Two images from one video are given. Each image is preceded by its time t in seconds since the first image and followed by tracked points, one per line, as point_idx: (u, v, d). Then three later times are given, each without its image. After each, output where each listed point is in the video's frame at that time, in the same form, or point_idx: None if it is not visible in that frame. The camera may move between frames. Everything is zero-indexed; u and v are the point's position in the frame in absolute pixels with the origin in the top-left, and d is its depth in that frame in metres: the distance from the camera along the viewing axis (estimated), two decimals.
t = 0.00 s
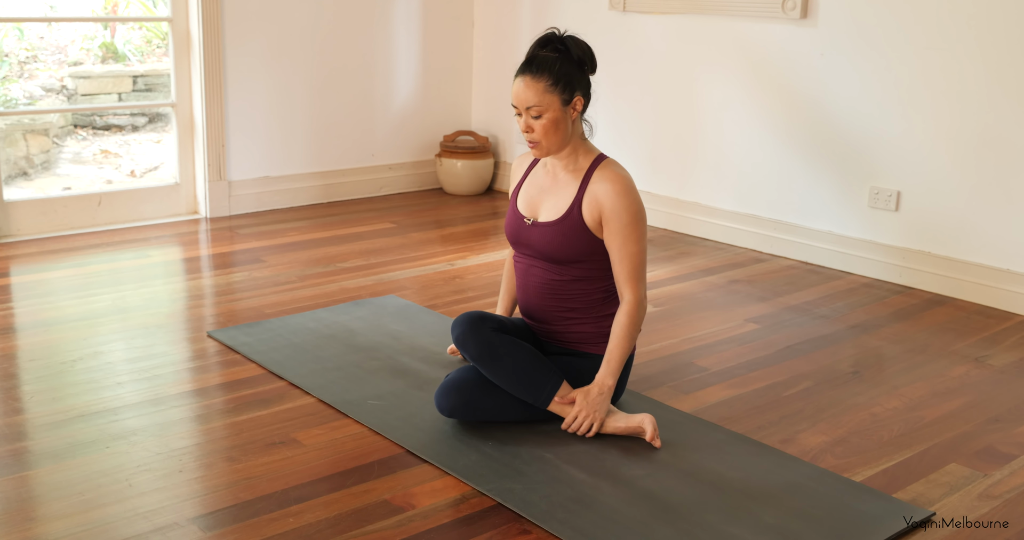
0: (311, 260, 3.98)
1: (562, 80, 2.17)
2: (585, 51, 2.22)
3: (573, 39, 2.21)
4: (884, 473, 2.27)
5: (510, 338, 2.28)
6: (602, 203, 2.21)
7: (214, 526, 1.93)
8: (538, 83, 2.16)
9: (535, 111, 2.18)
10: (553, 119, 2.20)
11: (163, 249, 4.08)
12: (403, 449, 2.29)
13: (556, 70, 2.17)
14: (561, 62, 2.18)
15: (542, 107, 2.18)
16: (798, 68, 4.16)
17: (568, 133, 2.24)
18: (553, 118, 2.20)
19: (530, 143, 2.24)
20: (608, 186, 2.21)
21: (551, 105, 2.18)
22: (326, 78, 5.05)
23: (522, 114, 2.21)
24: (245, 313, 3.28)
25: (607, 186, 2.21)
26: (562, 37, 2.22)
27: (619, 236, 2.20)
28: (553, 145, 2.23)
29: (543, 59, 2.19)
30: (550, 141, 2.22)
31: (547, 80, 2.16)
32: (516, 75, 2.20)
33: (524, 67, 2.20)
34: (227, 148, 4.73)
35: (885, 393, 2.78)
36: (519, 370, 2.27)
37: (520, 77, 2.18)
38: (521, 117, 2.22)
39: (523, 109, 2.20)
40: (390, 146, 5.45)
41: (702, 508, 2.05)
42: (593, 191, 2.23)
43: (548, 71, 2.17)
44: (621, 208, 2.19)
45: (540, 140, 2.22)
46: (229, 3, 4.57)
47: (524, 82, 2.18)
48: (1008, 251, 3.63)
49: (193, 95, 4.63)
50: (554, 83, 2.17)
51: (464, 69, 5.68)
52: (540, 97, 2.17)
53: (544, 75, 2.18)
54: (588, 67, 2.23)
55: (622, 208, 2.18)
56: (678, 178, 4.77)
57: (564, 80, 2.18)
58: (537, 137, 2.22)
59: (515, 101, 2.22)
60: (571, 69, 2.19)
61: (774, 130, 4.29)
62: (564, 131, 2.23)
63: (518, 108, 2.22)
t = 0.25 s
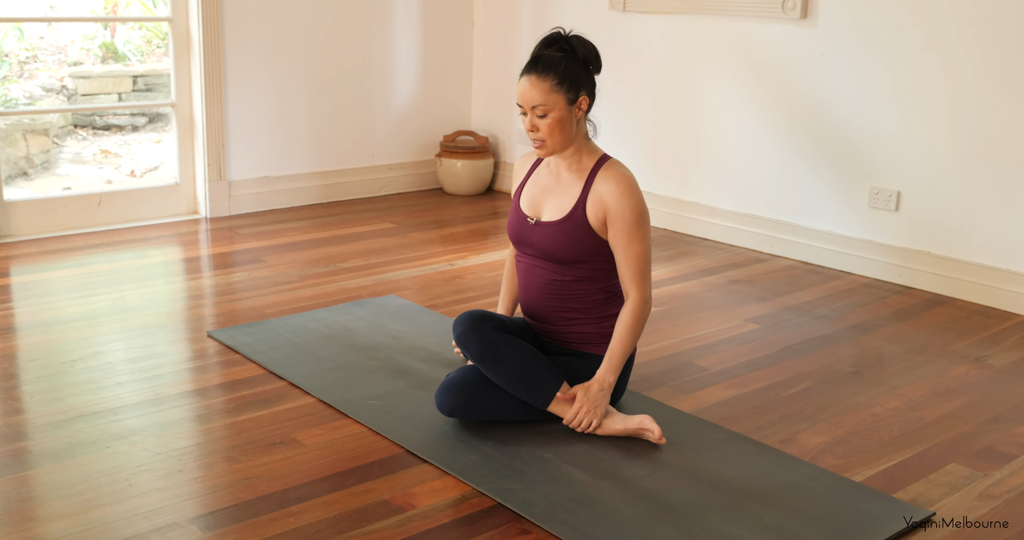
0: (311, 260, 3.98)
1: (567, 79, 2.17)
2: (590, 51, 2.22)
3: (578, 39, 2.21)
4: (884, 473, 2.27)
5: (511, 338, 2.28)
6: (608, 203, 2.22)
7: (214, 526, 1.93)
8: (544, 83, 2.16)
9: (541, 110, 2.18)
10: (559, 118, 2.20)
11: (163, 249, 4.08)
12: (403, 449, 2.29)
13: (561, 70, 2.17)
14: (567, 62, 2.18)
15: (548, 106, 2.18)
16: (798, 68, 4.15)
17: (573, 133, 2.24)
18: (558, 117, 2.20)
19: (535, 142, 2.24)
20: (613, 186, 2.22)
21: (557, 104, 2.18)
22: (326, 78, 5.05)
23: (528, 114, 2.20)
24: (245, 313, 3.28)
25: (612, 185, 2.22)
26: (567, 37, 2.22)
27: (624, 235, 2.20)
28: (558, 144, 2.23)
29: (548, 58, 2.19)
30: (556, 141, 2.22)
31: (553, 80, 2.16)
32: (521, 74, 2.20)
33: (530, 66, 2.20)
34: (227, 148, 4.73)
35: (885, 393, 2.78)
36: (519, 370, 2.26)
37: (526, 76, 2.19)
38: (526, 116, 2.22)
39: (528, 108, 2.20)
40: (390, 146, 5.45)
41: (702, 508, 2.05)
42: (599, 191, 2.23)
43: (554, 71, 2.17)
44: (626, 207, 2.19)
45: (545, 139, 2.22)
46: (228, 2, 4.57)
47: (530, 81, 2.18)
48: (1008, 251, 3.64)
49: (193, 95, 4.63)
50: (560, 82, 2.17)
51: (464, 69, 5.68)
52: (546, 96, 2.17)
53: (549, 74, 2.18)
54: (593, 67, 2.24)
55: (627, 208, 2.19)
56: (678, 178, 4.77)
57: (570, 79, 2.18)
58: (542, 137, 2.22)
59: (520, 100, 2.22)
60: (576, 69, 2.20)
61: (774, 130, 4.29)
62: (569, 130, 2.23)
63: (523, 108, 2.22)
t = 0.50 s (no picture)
0: (311, 261, 3.98)
1: (571, 79, 2.17)
2: (594, 51, 2.22)
3: (582, 39, 2.21)
4: (884, 473, 2.27)
5: (511, 337, 2.28)
6: (609, 203, 2.22)
7: (214, 526, 1.93)
8: (548, 82, 2.16)
9: (544, 109, 2.18)
10: (562, 118, 2.20)
11: (163, 249, 4.08)
12: (403, 449, 2.29)
13: (565, 70, 2.17)
14: (570, 61, 2.18)
15: (551, 105, 2.18)
16: (798, 68, 4.15)
17: (576, 132, 2.25)
18: (561, 117, 2.20)
19: (538, 142, 2.24)
20: (615, 186, 2.22)
21: (560, 104, 2.18)
22: (326, 78, 5.05)
23: (531, 113, 2.21)
24: (245, 313, 3.28)
25: (614, 185, 2.22)
26: (571, 36, 2.22)
27: (625, 236, 2.20)
28: (561, 144, 2.23)
29: (552, 57, 2.19)
30: (559, 140, 2.22)
31: (556, 79, 2.16)
32: (525, 74, 2.20)
33: (533, 65, 2.20)
34: (227, 148, 4.73)
35: (885, 392, 2.78)
36: (519, 369, 2.26)
37: (529, 76, 2.19)
38: (529, 115, 2.22)
39: (531, 108, 2.20)
40: (390, 145, 5.45)
41: (702, 508, 2.05)
42: (600, 191, 2.24)
43: (557, 70, 2.17)
44: (628, 208, 2.20)
45: (548, 139, 2.22)
46: (229, 2, 4.57)
47: (533, 80, 2.18)
48: (1008, 251, 3.64)
49: (193, 96, 4.63)
50: (563, 82, 2.17)
51: (464, 69, 5.68)
52: (549, 95, 2.17)
53: (553, 73, 2.18)
54: (597, 67, 2.23)
55: (629, 209, 2.19)
56: (678, 178, 4.77)
57: (573, 79, 2.18)
58: (545, 136, 2.22)
59: (523, 99, 2.22)
60: (580, 69, 2.20)
61: (775, 130, 4.29)
62: (572, 130, 2.23)
63: (526, 107, 2.22)
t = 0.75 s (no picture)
0: (311, 261, 3.98)
1: (572, 80, 2.17)
2: (596, 52, 2.22)
3: (584, 40, 2.21)
4: (884, 473, 2.27)
5: (511, 337, 2.28)
6: (608, 204, 2.22)
7: (214, 526, 1.93)
8: (549, 83, 2.16)
9: (544, 111, 2.18)
10: (562, 119, 2.20)
11: (163, 249, 4.08)
12: (403, 449, 2.29)
13: (566, 71, 2.17)
14: (572, 63, 2.18)
15: (551, 107, 2.18)
16: (798, 68, 4.15)
17: (576, 134, 2.24)
18: (562, 118, 2.20)
19: (538, 143, 2.24)
20: (614, 188, 2.22)
21: (561, 105, 2.18)
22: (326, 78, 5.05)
23: (532, 114, 2.20)
24: (245, 313, 3.28)
25: (613, 187, 2.22)
26: (573, 37, 2.22)
27: (624, 237, 2.20)
28: (561, 145, 2.23)
29: (553, 59, 2.19)
30: (559, 142, 2.22)
31: (558, 81, 2.16)
32: (526, 75, 2.20)
33: (535, 66, 2.20)
34: (227, 148, 4.73)
35: (885, 392, 2.78)
36: (520, 369, 2.26)
37: (531, 77, 2.19)
38: (530, 116, 2.22)
39: (532, 109, 2.20)
40: (390, 145, 5.45)
41: (702, 508, 2.05)
42: (599, 192, 2.24)
43: (559, 71, 2.17)
44: (627, 210, 2.19)
45: (548, 140, 2.22)
46: (229, 2, 4.57)
47: (534, 81, 2.18)
48: (1008, 251, 3.64)
49: (193, 96, 4.63)
50: (565, 83, 2.17)
51: (464, 69, 5.68)
52: (550, 97, 2.17)
53: (554, 75, 2.18)
54: (599, 69, 2.23)
55: (628, 210, 2.19)
56: (679, 178, 4.77)
57: (574, 80, 2.18)
58: (545, 137, 2.22)
59: (524, 100, 2.22)
60: (582, 70, 2.19)
61: (775, 130, 4.29)
62: (572, 131, 2.23)
63: (527, 108, 2.22)
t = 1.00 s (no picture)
0: (311, 260, 3.98)
1: (573, 80, 2.18)
2: (595, 52, 2.22)
3: (584, 39, 2.21)
4: (884, 473, 2.27)
5: (512, 337, 2.28)
6: (611, 203, 2.22)
7: (214, 526, 1.93)
8: (549, 82, 2.16)
9: (545, 110, 2.18)
10: (563, 118, 2.20)
11: (163, 249, 4.08)
12: (403, 449, 2.29)
13: (567, 70, 2.17)
14: (572, 62, 2.18)
15: (552, 106, 2.18)
16: (798, 68, 4.15)
17: (576, 133, 2.24)
18: (562, 117, 2.20)
19: (537, 142, 2.24)
20: (615, 186, 2.22)
21: (561, 104, 2.18)
22: (326, 78, 5.05)
23: (531, 113, 2.20)
24: (245, 313, 3.28)
25: (615, 186, 2.22)
26: (573, 37, 2.22)
27: (627, 235, 2.21)
28: (561, 144, 2.23)
29: (553, 58, 2.19)
30: (558, 141, 2.22)
31: (558, 79, 2.16)
32: (526, 73, 2.20)
33: (535, 65, 2.20)
34: (227, 148, 4.73)
35: (885, 393, 2.78)
36: (521, 369, 2.26)
37: (531, 75, 2.19)
38: (529, 115, 2.22)
39: (532, 108, 2.20)
40: (390, 145, 5.45)
41: (702, 508, 2.05)
42: (601, 191, 2.24)
43: (559, 71, 2.17)
44: (629, 208, 2.20)
45: (548, 139, 2.22)
46: (229, 2, 4.57)
47: (534, 80, 2.18)
48: (1008, 251, 3.64)
49: (193, 96, 4.63)
50: (565, 82, 2.17)
51: (464, 69, 5.68)
52: (551, 96, 2.17)
53: (554, 74, 2.18)
54: (598, 68, 2.23)
55: (630, 208, 2.20)
56: (679, 178, 4.77)
57: (575, 80, 2.18)
58: (544, 136, 2.22)
59: (524, 99, 2.22)
60: (582, 69, 2.20)
61: (775, 130, 4.29)
62: (572, 130, 2.23)
63: (527, 107, 2.21)
